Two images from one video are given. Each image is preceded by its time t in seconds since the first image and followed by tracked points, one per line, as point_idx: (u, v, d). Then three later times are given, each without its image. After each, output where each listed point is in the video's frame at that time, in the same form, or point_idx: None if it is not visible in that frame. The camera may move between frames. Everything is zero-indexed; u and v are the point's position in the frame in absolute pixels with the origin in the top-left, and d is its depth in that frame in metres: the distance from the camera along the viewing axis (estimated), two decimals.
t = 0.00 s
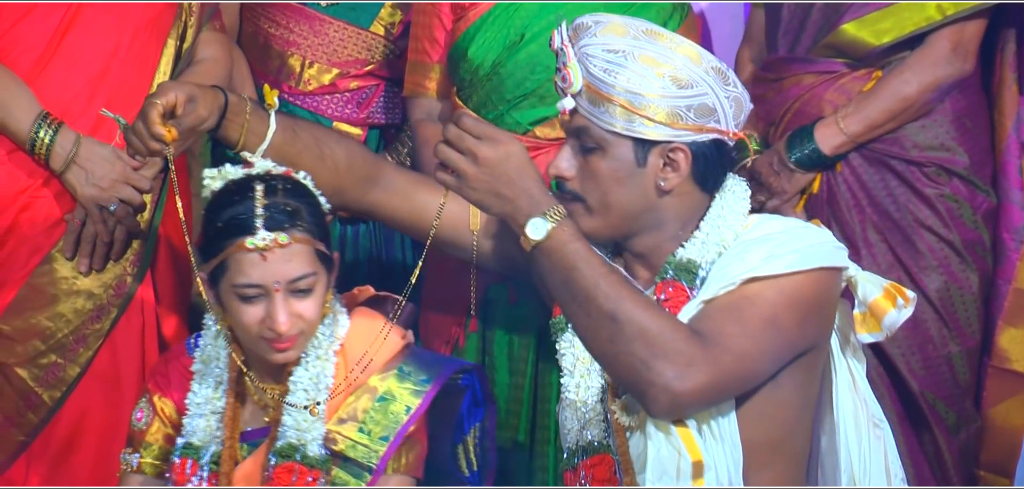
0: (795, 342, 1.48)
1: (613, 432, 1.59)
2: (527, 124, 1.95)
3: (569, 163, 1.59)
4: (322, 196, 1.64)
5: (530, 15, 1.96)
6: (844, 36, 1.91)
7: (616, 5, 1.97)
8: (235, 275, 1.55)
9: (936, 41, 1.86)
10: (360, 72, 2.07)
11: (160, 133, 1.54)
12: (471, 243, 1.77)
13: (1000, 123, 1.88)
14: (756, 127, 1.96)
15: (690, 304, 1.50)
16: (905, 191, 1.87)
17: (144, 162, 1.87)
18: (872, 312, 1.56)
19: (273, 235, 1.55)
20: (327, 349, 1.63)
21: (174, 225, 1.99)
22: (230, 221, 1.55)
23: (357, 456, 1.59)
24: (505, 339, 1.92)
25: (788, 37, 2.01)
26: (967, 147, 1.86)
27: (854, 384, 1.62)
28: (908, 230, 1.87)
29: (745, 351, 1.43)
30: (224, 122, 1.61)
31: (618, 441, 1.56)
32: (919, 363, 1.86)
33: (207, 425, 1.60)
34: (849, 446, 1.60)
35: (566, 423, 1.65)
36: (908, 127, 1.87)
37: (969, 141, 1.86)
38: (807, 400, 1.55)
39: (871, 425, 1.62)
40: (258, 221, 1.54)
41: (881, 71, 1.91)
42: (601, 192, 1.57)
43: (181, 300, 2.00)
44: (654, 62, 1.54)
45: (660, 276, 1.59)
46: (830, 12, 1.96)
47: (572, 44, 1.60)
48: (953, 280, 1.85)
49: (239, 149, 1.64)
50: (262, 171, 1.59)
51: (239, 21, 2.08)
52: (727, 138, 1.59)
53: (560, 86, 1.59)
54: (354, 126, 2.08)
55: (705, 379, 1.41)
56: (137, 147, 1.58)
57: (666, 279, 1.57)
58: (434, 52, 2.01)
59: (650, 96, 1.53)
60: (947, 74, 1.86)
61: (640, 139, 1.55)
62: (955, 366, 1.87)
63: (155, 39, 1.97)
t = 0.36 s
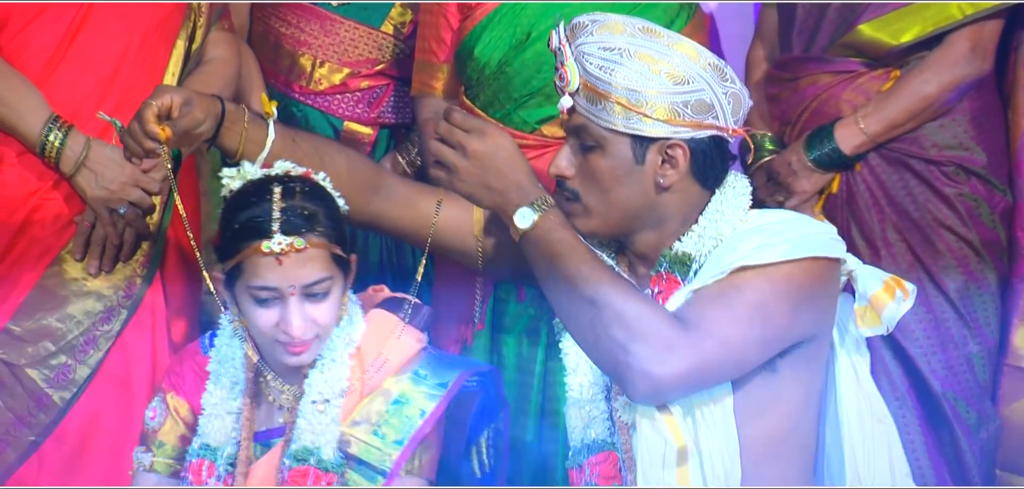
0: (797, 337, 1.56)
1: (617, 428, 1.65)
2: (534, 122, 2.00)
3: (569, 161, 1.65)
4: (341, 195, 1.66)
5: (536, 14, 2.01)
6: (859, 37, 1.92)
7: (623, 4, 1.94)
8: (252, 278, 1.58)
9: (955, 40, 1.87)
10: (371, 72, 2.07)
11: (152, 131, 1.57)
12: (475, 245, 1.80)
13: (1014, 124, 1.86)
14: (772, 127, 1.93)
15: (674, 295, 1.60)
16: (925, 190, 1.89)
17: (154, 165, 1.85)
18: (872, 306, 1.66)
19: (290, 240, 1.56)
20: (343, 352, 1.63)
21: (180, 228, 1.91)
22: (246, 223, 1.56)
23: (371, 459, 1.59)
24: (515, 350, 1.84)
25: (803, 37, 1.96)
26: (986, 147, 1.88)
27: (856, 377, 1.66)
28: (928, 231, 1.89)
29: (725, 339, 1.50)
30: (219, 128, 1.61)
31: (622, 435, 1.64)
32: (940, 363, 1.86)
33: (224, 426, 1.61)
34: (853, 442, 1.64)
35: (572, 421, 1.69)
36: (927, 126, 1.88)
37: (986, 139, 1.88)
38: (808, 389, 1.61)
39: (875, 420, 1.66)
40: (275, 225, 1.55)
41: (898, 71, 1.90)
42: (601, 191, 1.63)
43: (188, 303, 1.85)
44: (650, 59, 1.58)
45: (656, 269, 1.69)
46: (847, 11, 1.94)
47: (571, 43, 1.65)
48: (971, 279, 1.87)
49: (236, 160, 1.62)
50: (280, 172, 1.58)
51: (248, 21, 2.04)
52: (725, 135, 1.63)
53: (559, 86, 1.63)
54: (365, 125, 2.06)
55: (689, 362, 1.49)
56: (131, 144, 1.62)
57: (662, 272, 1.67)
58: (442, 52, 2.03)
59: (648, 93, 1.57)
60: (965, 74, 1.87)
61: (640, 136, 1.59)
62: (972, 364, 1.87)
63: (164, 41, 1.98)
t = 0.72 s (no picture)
0: (800, 334, 1.52)
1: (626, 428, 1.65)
2: (543, 123, 2.00)
3: (579, 162, 1.66)
4: (357, 196, 1.70)
5: (545, 14, 2.02)
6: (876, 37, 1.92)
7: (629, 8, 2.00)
8: (261, 278, 1.56)
9: (973, 41, 1.88)
10: (382, 73, 2.06)
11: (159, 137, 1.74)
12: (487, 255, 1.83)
13: None
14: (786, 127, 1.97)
15: (673, 286, 1.57)
16: (943, 191, 1.86)
17: (161, 170, 1.85)
18: (879, 303, 1.59)
19: (300, 240, 1.54)
20: (356, 353, 1.62)
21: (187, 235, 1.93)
22: (259, 222, 1.56)
23: (384, 461, 1.58)
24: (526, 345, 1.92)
25: (818, 37, 1.98)
26: (1004, 148, 1.87)
27: (867, 377, 1.65)
28: (946, 231, 1.86)
29: (719, 328, 1.47)
30: (225, 143, 1.79)
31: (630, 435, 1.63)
32: (958, 363, 1.84)
33: (238, 425, 1.60)
34: (864, 440, 1.64)
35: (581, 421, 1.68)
36: (945, 126, 1.87)
37: (1004, 139, 1.87)
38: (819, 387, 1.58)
39: (883, 418, 1.64)
40: (286, 225, 1.55)
41: (916, 71, 1.92)
42: (611, 190, 1.63)
43: (200, 306, 1.92)
44: (658, 58, 1.60)
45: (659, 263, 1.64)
46: (864, 9, 1.95)
47: (579, 43, 1.68)
48: (989, 279, 1.84)
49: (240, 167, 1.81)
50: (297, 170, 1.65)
51: (260, 22, 2.04)
52: (735, 134, 1.63)
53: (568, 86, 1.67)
54: (376, 126, 2.05)
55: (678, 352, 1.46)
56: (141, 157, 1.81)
57: (663, 267, 1.62)
58: (449, 53, 2.05)
59: (656, 92, 1.58)
60: (985, 74, 1.87)
61: (649, 135, 1.60)
62: (990, 365, 1.86)
63: (174, 45, 1.96)
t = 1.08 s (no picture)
0: (801, 331, 1.52)
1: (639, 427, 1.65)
2: (554, 125, 2.00)
3: (593, 164, 1.65)
4: (367, 197, 1.70)
5: (555, 16, 2.03)
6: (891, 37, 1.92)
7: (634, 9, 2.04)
8: (266, 279, 1.55)
9: (986, 41, 1.86)
10: (390, 74, 2.07)
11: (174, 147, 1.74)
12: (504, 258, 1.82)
13: None
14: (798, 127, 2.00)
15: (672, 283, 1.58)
16: (954, 189, 1.85)
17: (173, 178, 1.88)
18: (888, 302, 1.58)
19: (304, 242, 1.54)
20: (366, 354, 1.63)
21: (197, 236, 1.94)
22: (264, 223, 1.56)
23: (393, 461, 1.56)
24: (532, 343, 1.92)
25: (831, 37, 2.00)
26: (1017, 148, 1.86)
27: (879, 377, 1.65)
28: (959, 232, 1.85)
29: (712, 323, 1.48)
30: (240, 156, 1.82)
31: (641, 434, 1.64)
32: (971, 365, 1.84)
33: (249, 425, 1.60)
34: (875, 438, 1.64)
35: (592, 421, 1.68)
36: (958, 127, 1.87)
37: (1018, 140, 1.86)
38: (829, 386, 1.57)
39: (895, 419, 1.64)
40: (291, 226, 1.55)
41: (930, 71, 1.91)
42: (623, 193, 1.62)
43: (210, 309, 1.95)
44: (671, 60, 1.60)
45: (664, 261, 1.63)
46: (877, 11, 1.95)
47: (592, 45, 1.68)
48: (1002, 281, 1.83)
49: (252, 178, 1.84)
50: (306, 169, 1.66)
51: (269, 22, 2.06)
52: (748, 136, 1.63)
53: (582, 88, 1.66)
54: (386, 127, 2.05)
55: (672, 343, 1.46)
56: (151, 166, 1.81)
57: (667, 264, 1.61)
58: (458, 57, 2.06)
59: (669, 94, 1.58)
60: (998, 74, 1.85)
61: (663, 138, 1.59)
62: (1004, 367, 1.84)
63: (185, 51, 1.96)
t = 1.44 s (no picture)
0: (806, 325, 1.51)
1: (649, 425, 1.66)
2: (565, 125, 2.01)
3: (607, 164, 1.66)
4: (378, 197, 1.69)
5: (566, 18, 2.03)
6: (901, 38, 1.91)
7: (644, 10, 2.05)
8: (269, 275, 1.56)
9: (997, 41, 1.85)
10: (400, 74, 2.06)
11: (190, 153, 1.82)
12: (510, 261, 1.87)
13: None
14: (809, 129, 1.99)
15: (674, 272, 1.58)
16: (965, 192, 1.85)
17: (185, 185, 1.87)
18: (897, 300, 1.55)
19: (307, 240, 1.54)
20: (373, 353, 1.62)
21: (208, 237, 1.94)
22: (268, 219, 1.56)
23: (402, 461, 1.57)
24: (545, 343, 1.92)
25: (842, 39, 1.99)
26: None
27: (891, 376, 1.63)
28: (969, 233, 1.85)
29: (707, 313, 1.47)
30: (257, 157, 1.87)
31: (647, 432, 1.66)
32: (981, 366, 1.83)
33: (257, 424, 1.60)
34: (886, 437, 1.63)
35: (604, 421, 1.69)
36: (969, 128, 1.86)
37: None
38: (837, 385, 1.57)
39: (906, 420, 1.63)
40: (294, 223, 1.55)
41: (941, 72, 1.89)
42: (636, 193, 1.63)
43: (219, 312, 1.96)
44: (685, 62, 1.60)
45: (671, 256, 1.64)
46: (888, 12, 1.95)
47: (607, 46, 1.68)
48: (1013, 281, 1.82)
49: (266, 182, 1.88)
50: (316, 166, 1.66)
51: (279, 23, 2.06)
52: (763, 137, 1.62)
53: (597, 89, 1.67)
54: (395, 127, 2.06)
55: (658, 328, 1.46)
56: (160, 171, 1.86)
57: (674, 259, 1.61)
58: (467, 59, 2.06)
59: (682, 96, 1.58)
60: (1009, 74, 1.84)
61: (677, 140, 1.59)
62: (1016, 370, 1.83)
63: (196, 56, 1.96)
